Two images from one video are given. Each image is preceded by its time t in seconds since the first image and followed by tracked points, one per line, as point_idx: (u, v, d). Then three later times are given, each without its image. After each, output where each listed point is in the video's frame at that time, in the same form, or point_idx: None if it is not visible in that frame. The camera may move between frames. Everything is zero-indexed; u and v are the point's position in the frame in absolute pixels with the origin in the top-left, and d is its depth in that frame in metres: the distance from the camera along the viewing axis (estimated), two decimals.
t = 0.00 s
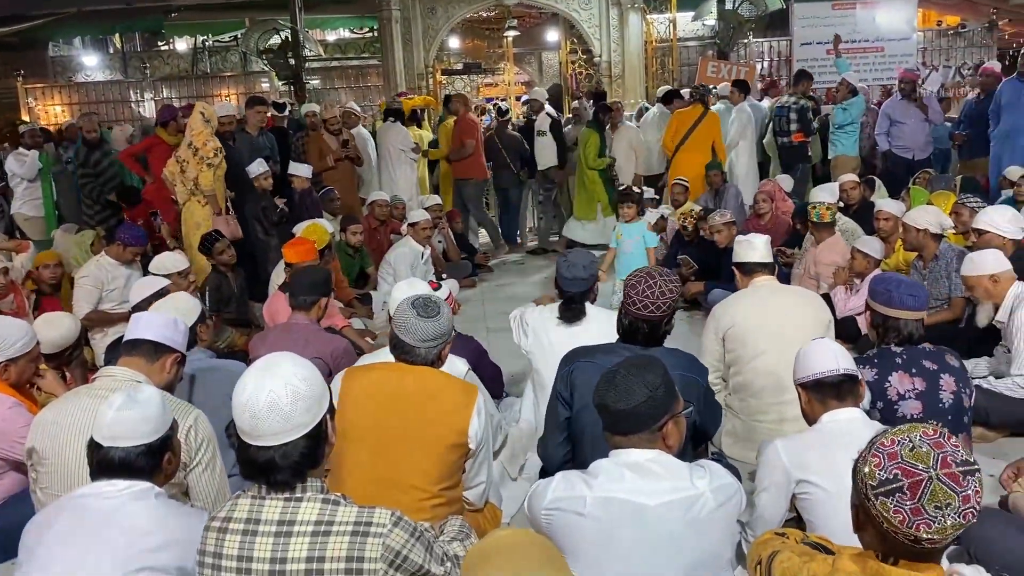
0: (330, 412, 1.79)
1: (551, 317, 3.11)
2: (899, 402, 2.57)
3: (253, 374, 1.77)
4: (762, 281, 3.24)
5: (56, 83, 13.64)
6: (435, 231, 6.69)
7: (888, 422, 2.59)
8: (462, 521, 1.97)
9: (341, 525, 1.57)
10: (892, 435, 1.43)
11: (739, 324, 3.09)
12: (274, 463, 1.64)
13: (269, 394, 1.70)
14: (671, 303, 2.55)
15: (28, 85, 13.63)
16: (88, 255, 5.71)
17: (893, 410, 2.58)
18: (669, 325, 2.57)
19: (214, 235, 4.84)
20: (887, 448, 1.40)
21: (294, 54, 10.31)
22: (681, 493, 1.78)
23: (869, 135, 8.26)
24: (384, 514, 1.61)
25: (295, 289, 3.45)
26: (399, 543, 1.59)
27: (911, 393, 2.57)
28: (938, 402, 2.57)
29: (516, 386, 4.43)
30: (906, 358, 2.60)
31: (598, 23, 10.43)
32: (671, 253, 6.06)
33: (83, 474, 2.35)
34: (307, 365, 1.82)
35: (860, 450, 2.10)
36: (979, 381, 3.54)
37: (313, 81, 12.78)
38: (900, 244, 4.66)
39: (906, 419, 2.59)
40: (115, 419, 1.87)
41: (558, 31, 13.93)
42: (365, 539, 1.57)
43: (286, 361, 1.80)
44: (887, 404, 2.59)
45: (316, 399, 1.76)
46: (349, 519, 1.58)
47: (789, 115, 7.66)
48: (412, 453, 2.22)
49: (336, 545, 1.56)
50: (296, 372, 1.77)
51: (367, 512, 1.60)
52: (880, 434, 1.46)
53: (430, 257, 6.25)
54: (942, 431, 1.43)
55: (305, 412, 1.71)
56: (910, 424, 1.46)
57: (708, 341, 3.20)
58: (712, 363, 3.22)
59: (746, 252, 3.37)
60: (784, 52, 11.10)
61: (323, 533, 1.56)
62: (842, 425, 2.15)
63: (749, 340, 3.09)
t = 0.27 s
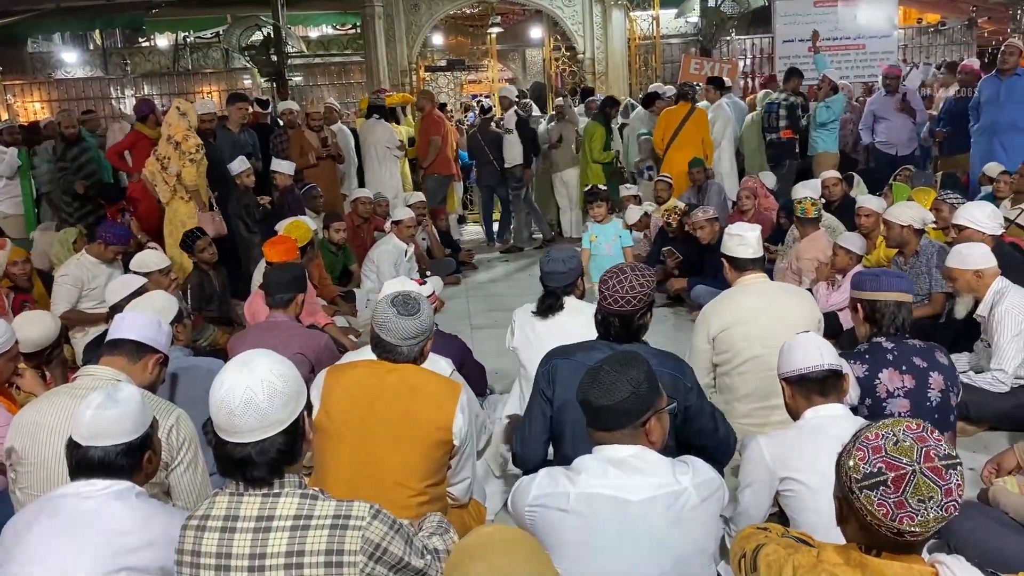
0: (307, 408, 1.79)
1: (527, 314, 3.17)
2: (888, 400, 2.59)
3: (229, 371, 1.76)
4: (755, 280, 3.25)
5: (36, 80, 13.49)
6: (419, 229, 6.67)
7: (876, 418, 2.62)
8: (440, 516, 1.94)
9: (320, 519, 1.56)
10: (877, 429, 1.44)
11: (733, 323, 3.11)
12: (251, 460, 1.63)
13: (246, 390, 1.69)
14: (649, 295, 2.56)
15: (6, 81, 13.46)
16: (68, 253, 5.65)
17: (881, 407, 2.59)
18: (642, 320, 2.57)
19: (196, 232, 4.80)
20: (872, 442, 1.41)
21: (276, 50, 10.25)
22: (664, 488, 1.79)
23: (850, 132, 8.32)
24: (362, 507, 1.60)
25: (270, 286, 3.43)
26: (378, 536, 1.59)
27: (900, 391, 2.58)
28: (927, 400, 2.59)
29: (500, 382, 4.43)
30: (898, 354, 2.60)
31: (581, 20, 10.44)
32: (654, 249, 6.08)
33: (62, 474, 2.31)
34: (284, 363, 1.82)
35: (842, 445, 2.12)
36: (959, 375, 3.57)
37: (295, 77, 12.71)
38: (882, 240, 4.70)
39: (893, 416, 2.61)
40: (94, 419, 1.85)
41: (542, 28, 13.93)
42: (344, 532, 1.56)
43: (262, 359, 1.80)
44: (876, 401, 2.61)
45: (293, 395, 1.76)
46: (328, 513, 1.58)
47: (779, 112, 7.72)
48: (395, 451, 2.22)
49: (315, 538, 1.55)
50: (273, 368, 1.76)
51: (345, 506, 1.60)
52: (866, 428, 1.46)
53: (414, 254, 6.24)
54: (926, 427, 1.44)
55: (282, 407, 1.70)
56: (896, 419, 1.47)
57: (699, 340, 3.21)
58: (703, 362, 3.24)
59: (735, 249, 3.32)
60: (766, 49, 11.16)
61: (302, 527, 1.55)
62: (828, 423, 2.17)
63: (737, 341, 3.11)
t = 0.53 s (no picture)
0: (291, 411, 1.77)
1: (526, 306, 3.19)
2: (876, 402, 2.60)
3: (213, 371, 1.74)
4: (740, 279, 3.23)
5: (18, 78, 13.41)
6: (405, 227, 6.66)
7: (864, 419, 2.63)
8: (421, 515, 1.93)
9: (302, 520, 1.56)
10: (861, 424, 1.45)
11: (719, 326, 3.11)
12: (232, 461, 1.62)
13: (229, 391, 1.67)
14: (626, 291, 2.56)
15: None
16: (51, 252, 5.61)
17: (869, 409, 2.61)
18: (617, 317, 2.56)
19: (180, 231, 4.77)
20: (856, 437, 1.41)
21: (260, 48, 10.21)
22: (649, 486, 1.79)
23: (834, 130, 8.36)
24: (345, 507, 1.60)
25: (251, 286, 3.41)
26: (361, 535, 1.58)
27: (888, 393, 2.60)
28: (914, 401, 2.60)
29: (486, 380, 4.43)
30: (883, 356, 2.62)
31: (566, 18, 10.44)
32: (640, 247, 6.10)
33: (42, 474, 2.29)
34: (270, 362, 1.79)
35: (826, 442, 2.13)
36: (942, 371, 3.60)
37: (279, 75, 12.67)
38: (865, 238, 4.72)
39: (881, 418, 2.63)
40: (74, 420, 1.83)
41: (527, 26, 13.94)
42: (327, 532, 1.56)
43: (247, 358, 1.77)
44: (864, 403, 2.62)
45: (278, 396, 1.73)
46: (310, 513, 1.57)
47: (768, 108, 7.90)
48: (376, 451, 2.22)
49: (297, 539, 1.54)
50: (257, 369, 1.74)
51: (328, 506, 1.59)
52: (850, 423, 1.47)
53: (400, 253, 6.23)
54: (908, 422, 1.44)
55: (265, 410, 1.68)
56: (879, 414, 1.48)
57: (684, 341, 3.20)
58: (688, 362, 3.24)
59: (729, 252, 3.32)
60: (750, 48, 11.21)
61: (284, 528, 1.55)
62: (814, 422, 2.17)
63: (723, 344, 3.12)
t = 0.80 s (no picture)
0: (278, 419, 1.75)
1: (523, 302, 3.19)
2: (860, 399, 2.61)
3: (200, 374, 1.72)
4: (733, 280, 3.22)
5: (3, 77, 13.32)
6: (394, 227, 6.64)
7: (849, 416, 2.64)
8: (408, 516, 1.90)
9: (285, 527, 1.55)
10: (847, 423, 1.45)
11: (709, 328, 3.12)
12: (215, 467, 1.61)
13: (214, 398, 1.66)
14: (611, 289, 2.57)
15: None
16: (39, 252, 5.57)
17: (854, 406, 2.62)
18: (601, 315, 2.55)
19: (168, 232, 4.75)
20: (841, 436, 1.42)
21: (248, 47, 10.17)
22: (638, 487, 1.79)
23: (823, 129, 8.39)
24: (329, 513, 1.58)
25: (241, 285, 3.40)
26: (345, 542, 1.56)
27: (872, 389, 2.60)
28: (899, 398, 2.60)
29: (476, 380, 4.43)
30: (869, 354, 2.63)
31: (556, 17, 10.44)
32: (630, 246, 6.10)
33: (27, 477, 2.26)
34: (259, 367, 1.77)
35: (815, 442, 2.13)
36: (930, 369, 3.61)
37: (268, 74, 12.62)
38: (853, 237, 4.74)
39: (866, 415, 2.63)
40: (60, 422, 1.82)
41: (516, 26, 13.93)
42: (310, 540, 1.54)
43: (236, 362, 1.75)
44: (850, 400, 2.63)
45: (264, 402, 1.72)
46: (293, 519, 1.57)
47: (760, 107, 7.99)
48: (356, 449, 2.22)
49: (279, 547, 1.53)
50: (245, 374, 1.72)
51: (311, 512, 1.58)
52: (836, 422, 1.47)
53: (389, 253, 6.21)
54: (894, 422, 1.45)
55: (250, 417, 1.67)
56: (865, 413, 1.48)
57: (674, 339, 3.21)
58: (677, 362, 3.26)
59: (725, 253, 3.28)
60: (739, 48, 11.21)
61: (266, 536, 1.54)
62: (800, 418, 2.18)
63: (712, 345, 3.13)
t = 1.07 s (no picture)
0: (261, 435, 1.72)
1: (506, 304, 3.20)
2: (851, 398, 2.61)
3: (186, 383, 1.70)
4: (725, 282, 3.21)
5: None
6: (386, 229, 6.64)
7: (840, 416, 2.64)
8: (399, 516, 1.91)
9: (267, 537, 1.55)
10: (837, 424, 1.45)
11: (705, 333, 3.12)
12: (192, 480, 1.61)
13: (195, 410, 1.64)
14: (600, 287, 2.57)
15: None
16: (28, 255, 5.54)
17: (844, 405, 2.61)
18: (592, 314, 2.55)
19: (159, 234, 4.73)
20: (831, 437, 1.42)
21: (239, 49, 10.14)
22: (628, 488, 1.79)
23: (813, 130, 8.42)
24: (313, 521, 1.59)
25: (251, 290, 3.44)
26: (330, 551, 1.58)
27: (862, 389, 2.60)
28: (888, 397, 2.60)
29: (468, 382, 4.43)
30: (858, 354, 2.63)
31: (547, 19, 10.44)
32: (622, 246, 6.11)
33: (16, 481, 2.24)
34: (247, 380, 1.75)
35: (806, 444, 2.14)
36: (920, 370, 3.62)
37: (258, 76, 12.60)
38: (844, 237, 4.75)
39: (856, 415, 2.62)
40: (50, 424, 1.80)
41: (508, 28, 13.94)
42: (293, 550, 1.55)
43: (224, 372, 1.73)
44: (840, 400, 2.63)
45: (247, 417, 1.69)
46: (277, 528, 1.57)
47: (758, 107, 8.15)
48: (344, 450, 2.22)
49: (262, 557, 1.53)
50: (230, 387, 1.69)
51: (295, 520, 1.59)
52: (827, 423, 1.48)
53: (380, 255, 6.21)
54: (885, 423, 1.45)
55: (230, 433, 1.64)
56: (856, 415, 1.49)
57: (669, 343, 3.21)
58: (672, 364, 3.26)
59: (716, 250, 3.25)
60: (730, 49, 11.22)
61: (248, 547, 1.54)
62: (793, 421, 2.19)
63: (708, 348, 3.14)
